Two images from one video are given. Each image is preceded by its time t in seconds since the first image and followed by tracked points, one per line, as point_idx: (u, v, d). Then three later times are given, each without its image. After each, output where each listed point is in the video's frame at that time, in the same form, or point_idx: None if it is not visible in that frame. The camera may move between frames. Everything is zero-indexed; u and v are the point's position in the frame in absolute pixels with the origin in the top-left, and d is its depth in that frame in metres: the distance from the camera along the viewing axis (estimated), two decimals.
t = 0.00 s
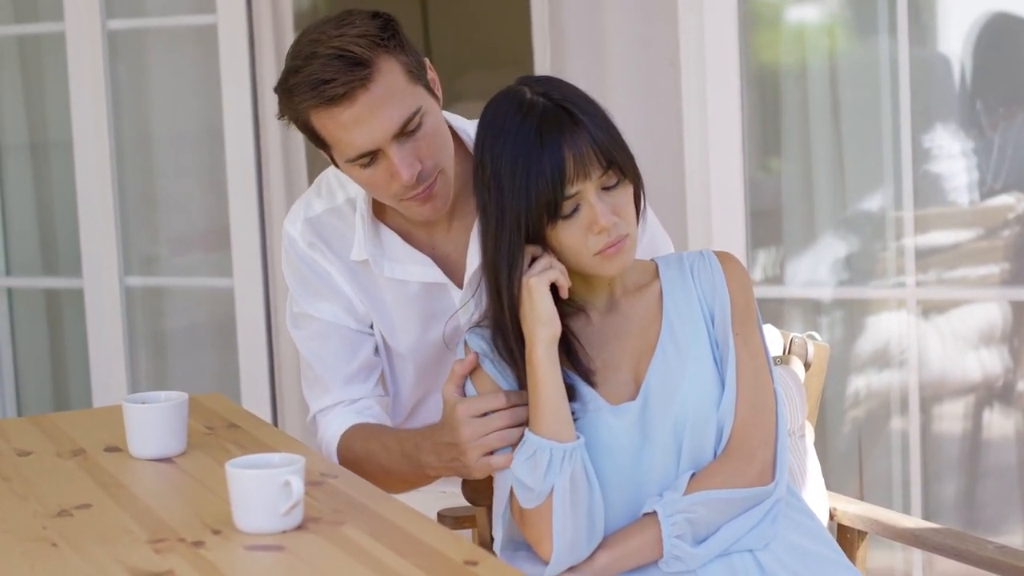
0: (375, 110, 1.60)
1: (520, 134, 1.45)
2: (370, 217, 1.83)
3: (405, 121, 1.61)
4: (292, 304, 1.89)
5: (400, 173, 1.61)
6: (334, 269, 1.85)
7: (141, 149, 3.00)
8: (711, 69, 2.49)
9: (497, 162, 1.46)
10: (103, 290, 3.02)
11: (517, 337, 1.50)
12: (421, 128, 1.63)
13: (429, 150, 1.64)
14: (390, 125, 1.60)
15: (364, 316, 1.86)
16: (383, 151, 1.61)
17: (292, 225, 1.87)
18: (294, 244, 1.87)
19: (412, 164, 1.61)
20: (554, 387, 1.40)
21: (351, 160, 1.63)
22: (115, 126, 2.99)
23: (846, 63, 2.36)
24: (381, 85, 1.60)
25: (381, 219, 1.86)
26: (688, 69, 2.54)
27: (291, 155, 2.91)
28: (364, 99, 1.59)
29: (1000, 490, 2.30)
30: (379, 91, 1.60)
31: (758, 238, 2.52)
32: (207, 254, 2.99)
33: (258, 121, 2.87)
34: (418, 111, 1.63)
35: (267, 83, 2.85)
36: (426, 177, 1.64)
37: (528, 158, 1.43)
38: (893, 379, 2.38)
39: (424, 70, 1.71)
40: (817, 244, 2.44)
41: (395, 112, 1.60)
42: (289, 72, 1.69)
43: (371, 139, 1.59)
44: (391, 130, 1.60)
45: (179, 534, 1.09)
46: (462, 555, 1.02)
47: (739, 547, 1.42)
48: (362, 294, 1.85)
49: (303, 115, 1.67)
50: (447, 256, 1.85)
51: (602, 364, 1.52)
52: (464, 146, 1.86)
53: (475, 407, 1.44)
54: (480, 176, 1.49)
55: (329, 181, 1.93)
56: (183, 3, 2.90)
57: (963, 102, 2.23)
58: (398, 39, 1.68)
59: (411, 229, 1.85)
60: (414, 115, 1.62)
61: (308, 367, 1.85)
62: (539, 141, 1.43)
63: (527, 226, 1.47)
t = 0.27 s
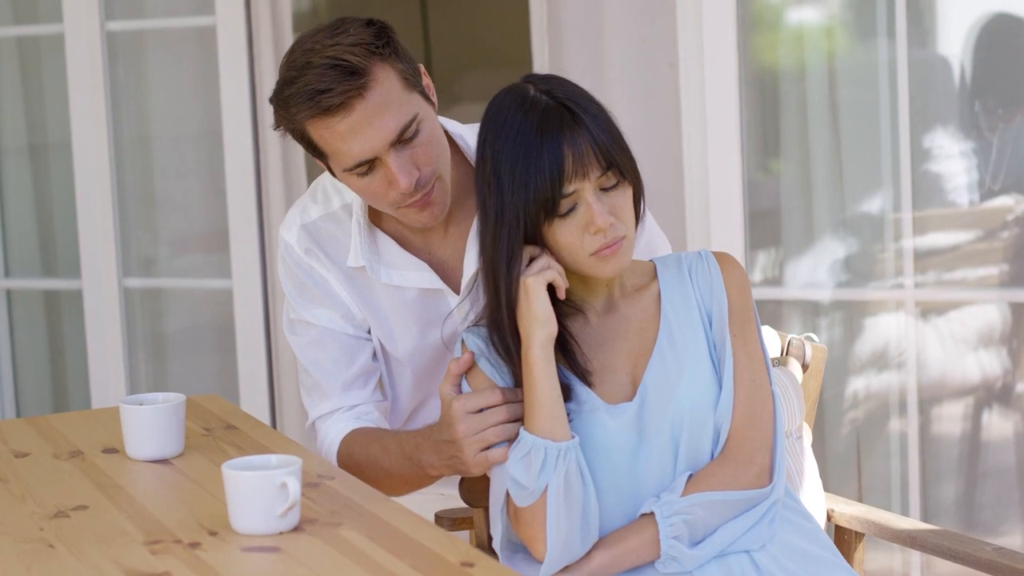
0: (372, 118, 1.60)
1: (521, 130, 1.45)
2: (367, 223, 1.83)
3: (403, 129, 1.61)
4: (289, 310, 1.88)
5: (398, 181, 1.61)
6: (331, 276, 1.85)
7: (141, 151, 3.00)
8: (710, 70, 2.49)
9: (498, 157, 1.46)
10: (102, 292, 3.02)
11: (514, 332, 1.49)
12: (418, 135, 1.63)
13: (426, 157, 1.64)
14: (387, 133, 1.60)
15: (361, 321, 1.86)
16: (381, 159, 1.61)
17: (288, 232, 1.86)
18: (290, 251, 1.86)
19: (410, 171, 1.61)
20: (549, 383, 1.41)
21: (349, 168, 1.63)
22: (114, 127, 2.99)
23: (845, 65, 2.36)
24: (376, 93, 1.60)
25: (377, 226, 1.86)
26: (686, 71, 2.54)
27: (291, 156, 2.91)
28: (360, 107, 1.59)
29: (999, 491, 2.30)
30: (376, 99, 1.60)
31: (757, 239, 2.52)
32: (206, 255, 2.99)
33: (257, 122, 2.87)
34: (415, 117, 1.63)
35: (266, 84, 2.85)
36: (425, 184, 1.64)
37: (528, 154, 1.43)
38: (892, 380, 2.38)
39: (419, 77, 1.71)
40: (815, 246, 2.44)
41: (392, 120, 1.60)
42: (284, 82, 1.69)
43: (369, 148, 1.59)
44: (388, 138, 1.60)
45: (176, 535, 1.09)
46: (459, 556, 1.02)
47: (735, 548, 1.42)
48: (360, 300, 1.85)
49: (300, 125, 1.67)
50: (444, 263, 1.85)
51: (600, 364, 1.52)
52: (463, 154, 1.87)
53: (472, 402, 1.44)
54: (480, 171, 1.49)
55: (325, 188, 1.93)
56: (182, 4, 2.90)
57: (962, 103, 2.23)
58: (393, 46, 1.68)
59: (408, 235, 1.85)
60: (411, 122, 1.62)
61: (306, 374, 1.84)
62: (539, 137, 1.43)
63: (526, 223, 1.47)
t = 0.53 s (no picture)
0: (374, 120, 1.59)
1: (527, 118, 1.45)
2: (368, 222, 1.83)
3: (404, 129, 1.61)
4: (291, 310, 1.88)
5: (400, 182, 1.61)
6: (333, 275, 1.85)
7: (143, 146, 3.00)
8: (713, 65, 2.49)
9: (503, 144, 1.46)
10: (105, 287, 3.02)
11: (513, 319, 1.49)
12: (419, 135, 1.63)
13: (428, 157, 1.63)
14: (388, 134, 1.59)
15: (363, 320, 1.86)
16: (382, 161, 1.61)
17: (288, 231, 1.85)
18: (291, 250, 1.86)
19: (412, 171, 1.61)
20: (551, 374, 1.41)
21: (351, 170, 1.63)
22: (117, 123, 2.99)
23: (847, 60, 2.35)
24: (377, 95, 1.60)
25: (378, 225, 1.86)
26: (689, 66, 2.53)
27: (293, 152, 2.91)
28: (361, 109, 1.59)
29: (1002, 487, 2.29)
30: (376, 101, 1.60)
31: (760, 234, 2.52)
32: (209, 250, 2.99)
33: (259, 118, 2.87)
34: (416, 118, 1.63)
35: (268, 79, 2.85)
36: (426, 184, 1.64)
37: (533, 141, 1.43)
38: (894, 375, 2.38)
39: (418, 76, 1.71)
40: (818, 241, 2.44)
41: (392, 121, 1.60)
42: (284, 85, 1.68)
43: (370, 149, 1.59)
44: (390, 139, 1.59)
45: (178, 529, 1.09)
46: (460, 551, 1.02)
47: (737, 543, 1.42)
48: (361, 299, 1.85)
49: (300, 128, 1.67)
50: (445, 261, 1.84)
51: (601, 359, 1.52)
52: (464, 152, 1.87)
53: (470, 391, 1.45)
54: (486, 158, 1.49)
55: (325, 187, 1.93)
56: None
57: (965, 99, 2.22)
58: (392, 46, 1.67)
59: (409, 234, 1.85)
60: (412, 123, 1.62)
61: (308, 374, 1.85)
62: (545, 126, 1.43)
63: (529, 214, 1.47)
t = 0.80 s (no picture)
0: (378, 125, 1.59)
1: (536, 109, 1.45)
2: (371, 223, 1.83)
3: (409, 133, 1.60)
4: (295, 313, 1.89)
5: (406, 186, 1.61)
6: (336, 278, 1.84)
7: (148, 144, 3.00)
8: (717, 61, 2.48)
9: (511, 133, 1.46)
10: (110, 285, 3.03)
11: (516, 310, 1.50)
12: (424, 138, 1.63)
13: (433, 160, 1.63)
14: (393, 139, 1.59)
15: (368, 323, 1.85)
16: (388, 165, 1.60)
17: (292, 234, 1.86)
18: (294, 253, 1.86)
19: (418, 175, 1.61)
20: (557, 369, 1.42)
21: (356, 175, 1.62)
22: (121, 120, 2.99)
23: (852, 55, 2.35)
24: (381, 99, 1.59)
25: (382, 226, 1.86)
26: (693, 62, 2.53)
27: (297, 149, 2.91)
28: (365, 115, 1.59)
29: (1008, 484, 2.29)
30: (380, 106, 1.59)
31: (765, 231, 2.52)
32: (214, 248, 2.99)
33: (263, 115, 2.87)
34: (421, 121, 1.63)
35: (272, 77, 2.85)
36: (432, 187, 1.64)
37: (540, 133, 1.43)
38: (899, 372, 2.38)
39: (422, 78, 1.70)
40: (823, 237, 2.43)
41: (397, 125, 1.60)
42: (286, 92, 1.68)
43: (376, 155, 1.59)
44: (395, 143, 1.59)
45: (182, 528, 1.09)
46: (463, 549, 1.02)
47: (744, 542, 1.42)
48: (365, 302, 1.84)
49: (304, 135, 1.66)
50: (449, 261, 1.84)
51: (606, 355, 1.52)
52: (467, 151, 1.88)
53: (470, 381, 1.47)
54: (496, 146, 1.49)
55: (328, 189, 1.92)
56: None
57: (970, 94, 2.22)
58: (394, 50, 1.67)
59: (412, 234, 1.85)
60: (417, 126, 1.62)
61: (312, 376, 1.86)
62: (553, 118, 1.43)
63: (533, 206, 1.46)
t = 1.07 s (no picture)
0: (385, 136, 1.58)
1: (543, 108, 1.45)
2: (374, 232, 1.83)
3: (415, 144, 1.60)
4: (298, 321, 1.88)
5: (413, 196, 1.61)
6: (340, 286, 1.84)
7: (152, 149, 3.01)
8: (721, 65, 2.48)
9: (518, 130, 1.47)
10: (115, 290, 3.03)
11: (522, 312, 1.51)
12: (429, 148, 1.63)
13: (438, 169, 1.63)
14: (400, 150, 1.59)
15: (371, 331, 1.85)
16: (395, 176, 1.60)
17: (295, 243, 1.85)
18: (298, 262, 1.85)
19: (424, 185, 1.61)
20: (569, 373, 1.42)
21: (363, 187, 1.62)
22: (126, 125, 3.00)
23: (855, 59, 2.35)
24: (387, 111, 1.59)
25: (384, 233, 1.86)
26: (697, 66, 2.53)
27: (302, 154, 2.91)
28: (372, 127, 1.58)
29: (1014, 489, 2.28)
30: (386, 117, 1.59)
31: (769, 236, 2.51)
32: (218, 253, 3.00)
33: (267, 120, 2.87)
34: (426, 131, 1.63)
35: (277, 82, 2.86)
36: (438, 196, 1.64)
37: (543, 131, 1.43)
38: (904, 376, 2.37)
39: (425, 88, 1.71)
40: (827, 242, 2.43)
41: (403, 136, 1.59)
42: (290, 105, 1.67)
43: (383, 166, 1.59)
44: (402, 154, 1.59)
45: (185, 533, 1.09)
46: (466, 554, 1.02)
47: (750, 549, 1.42)
48: (369, 310, 1.84)
49: (310, 147, 1.66)
50: (453, 269, 1.84)
51: (612, 358, 1.52)
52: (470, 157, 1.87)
53: (472, 379, 1.50)
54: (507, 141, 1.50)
55: (332, 197, 1.91)
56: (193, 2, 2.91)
57: (974, 99, 2.22)
58: (397, 60, 1.67)
59: (415, 243, 1.84)
60: (422, 136, 1.62)
61: (316, 386, 1.85)
62: (557, 117, 1.43)
63: (535, 206, 1.47)
